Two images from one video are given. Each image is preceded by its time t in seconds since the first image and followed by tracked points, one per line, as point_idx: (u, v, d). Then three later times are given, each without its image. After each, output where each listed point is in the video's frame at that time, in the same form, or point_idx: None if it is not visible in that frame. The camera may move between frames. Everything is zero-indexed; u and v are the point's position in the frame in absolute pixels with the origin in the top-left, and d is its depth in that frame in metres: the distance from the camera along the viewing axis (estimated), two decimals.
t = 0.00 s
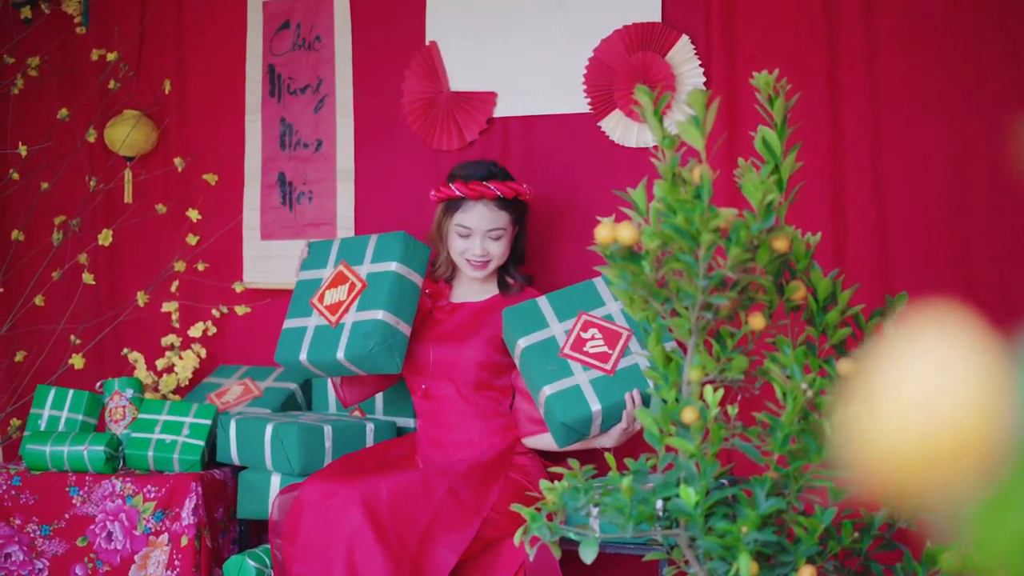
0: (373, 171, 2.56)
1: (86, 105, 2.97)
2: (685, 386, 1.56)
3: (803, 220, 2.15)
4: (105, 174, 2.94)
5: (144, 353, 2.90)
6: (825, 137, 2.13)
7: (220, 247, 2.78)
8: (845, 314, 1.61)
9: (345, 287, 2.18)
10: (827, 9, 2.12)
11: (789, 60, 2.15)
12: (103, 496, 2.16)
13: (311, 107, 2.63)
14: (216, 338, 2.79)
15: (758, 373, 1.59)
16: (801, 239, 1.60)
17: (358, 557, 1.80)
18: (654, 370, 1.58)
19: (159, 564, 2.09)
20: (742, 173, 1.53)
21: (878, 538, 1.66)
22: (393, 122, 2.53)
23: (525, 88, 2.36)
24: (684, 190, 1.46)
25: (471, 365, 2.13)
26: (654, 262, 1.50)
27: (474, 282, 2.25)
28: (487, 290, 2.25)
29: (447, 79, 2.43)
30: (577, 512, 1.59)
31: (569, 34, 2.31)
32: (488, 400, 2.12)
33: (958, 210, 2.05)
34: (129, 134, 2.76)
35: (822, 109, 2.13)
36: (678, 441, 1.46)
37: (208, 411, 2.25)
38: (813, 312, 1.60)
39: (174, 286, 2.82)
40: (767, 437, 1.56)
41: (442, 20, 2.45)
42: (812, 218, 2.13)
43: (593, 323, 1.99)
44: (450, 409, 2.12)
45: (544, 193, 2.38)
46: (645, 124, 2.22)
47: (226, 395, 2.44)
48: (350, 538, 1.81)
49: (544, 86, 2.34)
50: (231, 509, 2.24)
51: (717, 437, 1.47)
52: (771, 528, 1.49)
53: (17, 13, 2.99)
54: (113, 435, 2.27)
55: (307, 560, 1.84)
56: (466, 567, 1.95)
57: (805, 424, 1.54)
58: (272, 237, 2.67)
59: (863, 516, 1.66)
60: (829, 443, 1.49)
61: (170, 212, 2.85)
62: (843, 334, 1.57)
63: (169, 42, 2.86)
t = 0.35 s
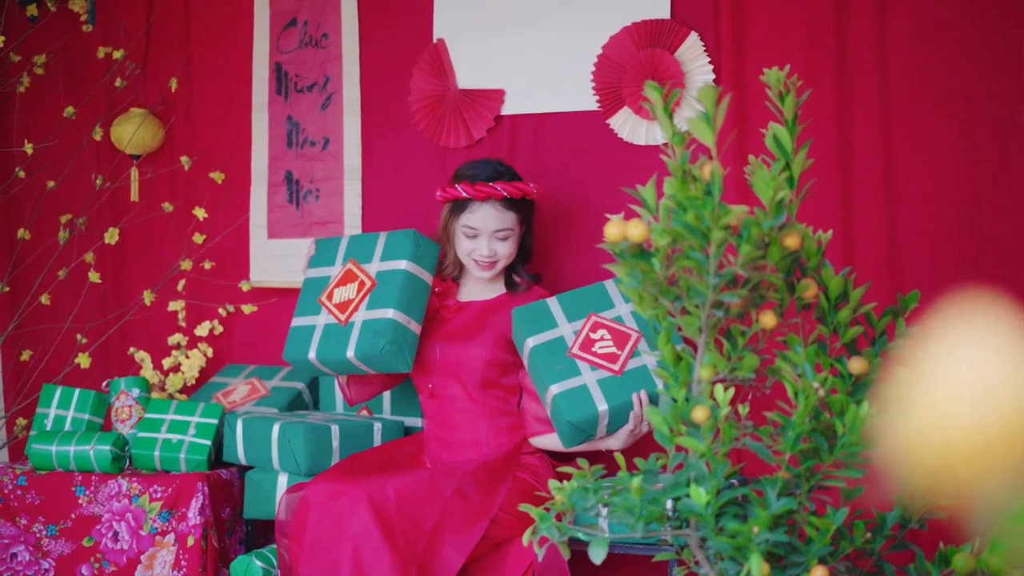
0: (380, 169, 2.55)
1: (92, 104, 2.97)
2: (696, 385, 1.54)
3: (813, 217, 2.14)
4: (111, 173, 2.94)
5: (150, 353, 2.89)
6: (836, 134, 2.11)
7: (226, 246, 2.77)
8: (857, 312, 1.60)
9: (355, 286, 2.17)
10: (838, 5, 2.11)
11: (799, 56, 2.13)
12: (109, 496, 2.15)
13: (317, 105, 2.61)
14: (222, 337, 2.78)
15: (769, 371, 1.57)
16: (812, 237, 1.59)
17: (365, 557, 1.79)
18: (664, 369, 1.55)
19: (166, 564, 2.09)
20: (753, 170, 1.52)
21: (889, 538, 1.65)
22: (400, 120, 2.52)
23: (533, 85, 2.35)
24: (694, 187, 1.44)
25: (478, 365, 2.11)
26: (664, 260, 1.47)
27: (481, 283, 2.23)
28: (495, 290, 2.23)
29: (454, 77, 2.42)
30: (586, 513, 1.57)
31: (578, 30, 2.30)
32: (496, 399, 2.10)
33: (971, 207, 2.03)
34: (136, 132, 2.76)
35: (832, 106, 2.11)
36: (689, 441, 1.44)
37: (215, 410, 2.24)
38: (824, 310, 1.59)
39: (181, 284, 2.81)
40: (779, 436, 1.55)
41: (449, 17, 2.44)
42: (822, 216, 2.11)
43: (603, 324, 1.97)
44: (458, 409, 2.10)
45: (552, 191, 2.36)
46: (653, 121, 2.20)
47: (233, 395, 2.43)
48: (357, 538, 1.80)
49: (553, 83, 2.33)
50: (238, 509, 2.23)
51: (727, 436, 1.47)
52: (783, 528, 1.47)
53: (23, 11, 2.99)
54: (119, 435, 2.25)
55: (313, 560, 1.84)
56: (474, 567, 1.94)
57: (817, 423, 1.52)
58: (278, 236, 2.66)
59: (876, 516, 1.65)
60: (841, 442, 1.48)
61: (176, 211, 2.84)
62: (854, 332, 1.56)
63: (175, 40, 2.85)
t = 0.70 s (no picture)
0: (383, 167, 2.54)
1: (94, 101, 2.96)
2: (702, 383, 1.52)
3: (819, 215, 2.12)
4: (113, 171, 2.93)
5: (152, 351, 2.88)
6: (843, 131, 2.10)
7: (229, 245, 2.76)
8: (865, 310, 1.58)
9: (360, 285, 2.16)
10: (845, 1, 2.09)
11: (805, 53, 2.12)
12: (111, 496, 2.14)
13: (321, 102, 2.60)
14: (225, 335, 2.77)
15: (777, 370, 1.56)
16: (820, 235, 1.57)
17: (368, 558, 1.77)
18: (670, 368, 1.53)
19: (168, 564, 2.08)
20: (760, 167, 1.50)
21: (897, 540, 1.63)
22: (404, 118, 2.51)
23: (538, 82, 2.34)
24: (701, 184, 1.43)
25: (481, 364, 2.10)
26: (670, 258, 1.46)
27: (484, 282, 2.22)
28: (498, 290, 2.21)
29: (458, 74, 2.41)
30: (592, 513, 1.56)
31: (583, 27, 2.29)
32: (500, 398, 2.09)
33: (980, 204, 2.02)
34: (138, 129, 2.74)
35: (840, 103, 2.10)
36: (696, 441, 1.43)
37: (217, 409, 2.23)
38: (833, 309, 1.57)
39: (183, 283, 2.80)
40: (786, 435, 1.53)
41: (453, 14, 2.43)
42: (829, 214, 2.10)
43: (608, 323, 1.96)
44: (462, 408, 2.09)
45: (556, 189, 2.35)
46: (659, 118, 2.19)
47: (236, 394, 2.42)
48: (361, 539, 1.79)
49: (557, 80, 2.32)
50: (241, 509, 2.22)
51: (734, 436, 1.45)
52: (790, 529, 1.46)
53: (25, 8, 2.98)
54: (121, 434, 2.24)
55: (315, 561, 1.82)
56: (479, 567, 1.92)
57: (825, 422, 1.51)
58: (282, 234, 2.65)
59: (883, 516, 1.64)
60: (849, 442, 1.47)
61: (179, 209, 2.83)
62: (863, 331, 1.54)
63: (178, 37, 2.84)
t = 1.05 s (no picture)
0: (387, 164, 2.52)
1: (97, 99, 2.95)
2: (709, 381, 1.50)
3: (826, 212, 2.11)
4: (115, 169, 2.92)
5: (155, 350, 2.87)
6: (850, 127, 2.08)
7: (232, 243, 2.75)
8: (874, 307, 1.56)
9: (365, 283, 2.14)
10: None
11: (812, 49, 2.10)
12: (114, 495, 2.13)
13: (324, 100, 2.59)
14: (228, 334, 2.76)
15: (785, 368, 1.54)
16: (828, 231, 1.56)
17: (372, 559, 1.76)
18: (676, 366, 1.51)
19: (171, 564, 2.07)
20: (768, 163, 1.49)
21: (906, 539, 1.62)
22: (407, 115, 2.49)
23: (542, 78, 2.32)
24: (708, 180, 1.41)
25: (485, 362, 2.08)
26: (677, 254, 1.45)
27: (488, 280, 2.20)
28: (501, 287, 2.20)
29: (462, 71, 2.40)
30: (598, 512, 1.54)
31: (587, 23, 2.27)
32: (504, 397, 2.07)
33: (987, 201, 2.00)
34: (140, 127, 2.73)
35: (847, 99, 2.08)
36: (703, 438, 1.41)
37: (220, 408, 2.22)
38: (840, 306, 1.56)
39: (186, 281, 2.79)
40: (794, 433, 1.51)
41: (457, 10, 2.41)
42: (837, 210, 2.08)
43: (610, 320, 1.94)
44: (466, 406, 2.07)
45: (560, 185, 2.33)
46: (665, 114, 2.17)
47: (239, 392, 2.41)
48: (364, 540, 1.78)
49: (563, 77, 2.30)
50: (244, 509, 2.20)
51: (742, 435, 1.44)
52: (799, 528, 1.44)
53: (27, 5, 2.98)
54: (123, 433, 2.23)
55: (318, 561, 1.81)
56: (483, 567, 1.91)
57: (833, 420, 1.49)
58: (286, 231, 2.63)
59: (891, 515, 1.63)
60: (858, 440, 1.46)
61: (181, 206, 2.82)
62: (872, 328, 1.53)
63: (181, 34, 2.83)
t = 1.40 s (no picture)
0: (390, 161, 2.51)
1: (98, 94, 2.94)
2: (715, 377, 1.49)
3: (832, 206, 2.10)
4: (117, 165, 2.92)
5: (157, 348, 2.86)
6: (856, 122, 2.07)
7: (235, 240, 2.74)
8: (881, 303, 1.55)
9: (367, 280, 2.13)
10: None
11: (819, 43, 2.09)
12: (115, 493, 2.12)
13: (327, 96, 2.58)
14: (231, 331, 2.75)
15: (791, 364, 1.53)
16: (835, 226, 1.55)
17: (375, 557, 1.75)
18: (682, 362, 1.50)
19: (172, 562, 2.05)
20: (774, 157, 1.47)
21: (913, 537, 1.61)
22: (411, 111, 2.48)
23: (546, 74, 2.31)
24: (714, 174, 1.40)
25: (488, 359, 2.07)
26: (683, 250, 1.43)
27: (490, 277, 2.19)
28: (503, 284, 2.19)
29: (466, 67, 2.38)
30: (602, 509, 1.53)
31: (592, 18, 2.26)
32: (508, 394, 2.06)
33: (992, 199, 1.99)
34: (142, 123, 2.72)
35: (853, 94, 2.07)
36: (710, 435, 1.39)
37: (222, 406, 2.21)
38: (847, 302, 1.55)
39: (188, 278, 2.78)
40: (801, 429, 1.50)
41: (461, 5, 2.40)
42: (843, 205, 2.07)
43: (611, 318, 1.93)
44: (470, 404, 2.06)
45: (564, 181, 2.32)
46: (671, 110, 2.16)
47: (242, 389, 2.41)
48: (367, 538, 1.77)
49: (567, 72, 2.29)
50: (246, 507, 2.19)
51: (749, 431, 1.42)
52: (806, 525, 1.43)
53: None
54: (125, 430, 2.22)
55: (321, 560, 1.80)
56: (487, 565, 1.90)
57: (840, 417, 1.48)
58: (289, 228, 2.62)
59: (899, 513, 1.61)
60: (865, 437, 1.45)
61: (183, 203, 2.81)
62: (879, 324, 1.52)
63: (183, 30, 2.82)
